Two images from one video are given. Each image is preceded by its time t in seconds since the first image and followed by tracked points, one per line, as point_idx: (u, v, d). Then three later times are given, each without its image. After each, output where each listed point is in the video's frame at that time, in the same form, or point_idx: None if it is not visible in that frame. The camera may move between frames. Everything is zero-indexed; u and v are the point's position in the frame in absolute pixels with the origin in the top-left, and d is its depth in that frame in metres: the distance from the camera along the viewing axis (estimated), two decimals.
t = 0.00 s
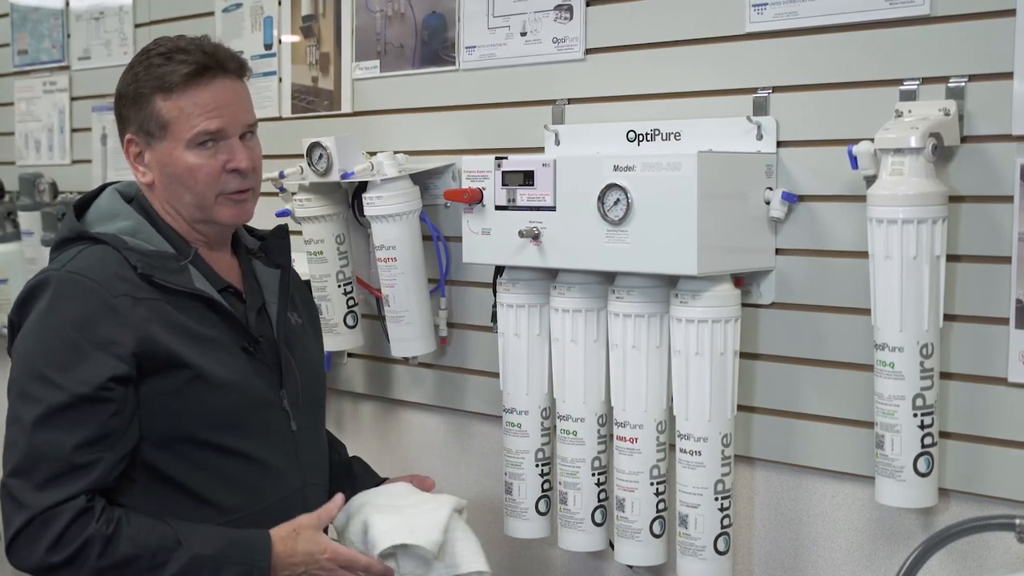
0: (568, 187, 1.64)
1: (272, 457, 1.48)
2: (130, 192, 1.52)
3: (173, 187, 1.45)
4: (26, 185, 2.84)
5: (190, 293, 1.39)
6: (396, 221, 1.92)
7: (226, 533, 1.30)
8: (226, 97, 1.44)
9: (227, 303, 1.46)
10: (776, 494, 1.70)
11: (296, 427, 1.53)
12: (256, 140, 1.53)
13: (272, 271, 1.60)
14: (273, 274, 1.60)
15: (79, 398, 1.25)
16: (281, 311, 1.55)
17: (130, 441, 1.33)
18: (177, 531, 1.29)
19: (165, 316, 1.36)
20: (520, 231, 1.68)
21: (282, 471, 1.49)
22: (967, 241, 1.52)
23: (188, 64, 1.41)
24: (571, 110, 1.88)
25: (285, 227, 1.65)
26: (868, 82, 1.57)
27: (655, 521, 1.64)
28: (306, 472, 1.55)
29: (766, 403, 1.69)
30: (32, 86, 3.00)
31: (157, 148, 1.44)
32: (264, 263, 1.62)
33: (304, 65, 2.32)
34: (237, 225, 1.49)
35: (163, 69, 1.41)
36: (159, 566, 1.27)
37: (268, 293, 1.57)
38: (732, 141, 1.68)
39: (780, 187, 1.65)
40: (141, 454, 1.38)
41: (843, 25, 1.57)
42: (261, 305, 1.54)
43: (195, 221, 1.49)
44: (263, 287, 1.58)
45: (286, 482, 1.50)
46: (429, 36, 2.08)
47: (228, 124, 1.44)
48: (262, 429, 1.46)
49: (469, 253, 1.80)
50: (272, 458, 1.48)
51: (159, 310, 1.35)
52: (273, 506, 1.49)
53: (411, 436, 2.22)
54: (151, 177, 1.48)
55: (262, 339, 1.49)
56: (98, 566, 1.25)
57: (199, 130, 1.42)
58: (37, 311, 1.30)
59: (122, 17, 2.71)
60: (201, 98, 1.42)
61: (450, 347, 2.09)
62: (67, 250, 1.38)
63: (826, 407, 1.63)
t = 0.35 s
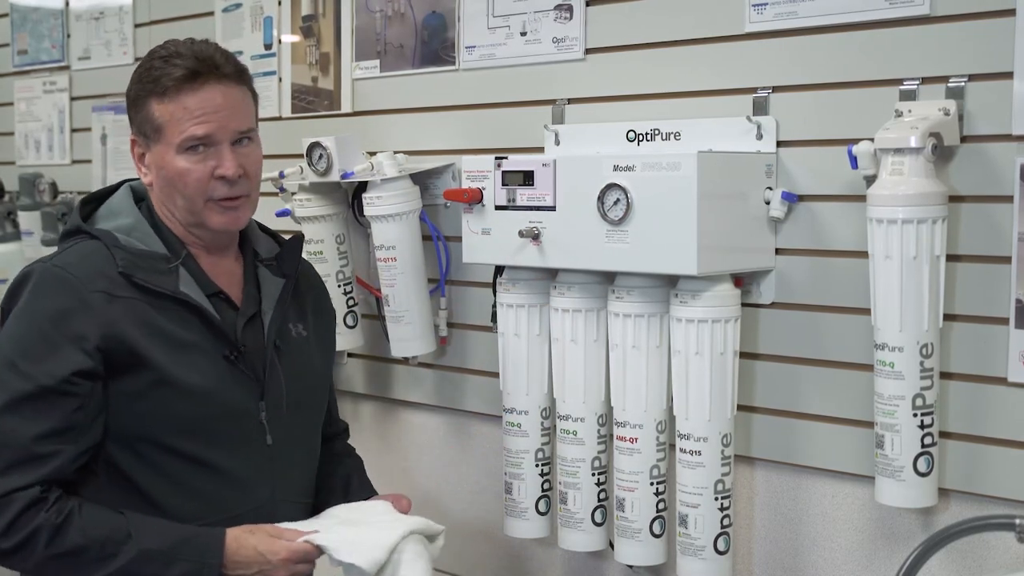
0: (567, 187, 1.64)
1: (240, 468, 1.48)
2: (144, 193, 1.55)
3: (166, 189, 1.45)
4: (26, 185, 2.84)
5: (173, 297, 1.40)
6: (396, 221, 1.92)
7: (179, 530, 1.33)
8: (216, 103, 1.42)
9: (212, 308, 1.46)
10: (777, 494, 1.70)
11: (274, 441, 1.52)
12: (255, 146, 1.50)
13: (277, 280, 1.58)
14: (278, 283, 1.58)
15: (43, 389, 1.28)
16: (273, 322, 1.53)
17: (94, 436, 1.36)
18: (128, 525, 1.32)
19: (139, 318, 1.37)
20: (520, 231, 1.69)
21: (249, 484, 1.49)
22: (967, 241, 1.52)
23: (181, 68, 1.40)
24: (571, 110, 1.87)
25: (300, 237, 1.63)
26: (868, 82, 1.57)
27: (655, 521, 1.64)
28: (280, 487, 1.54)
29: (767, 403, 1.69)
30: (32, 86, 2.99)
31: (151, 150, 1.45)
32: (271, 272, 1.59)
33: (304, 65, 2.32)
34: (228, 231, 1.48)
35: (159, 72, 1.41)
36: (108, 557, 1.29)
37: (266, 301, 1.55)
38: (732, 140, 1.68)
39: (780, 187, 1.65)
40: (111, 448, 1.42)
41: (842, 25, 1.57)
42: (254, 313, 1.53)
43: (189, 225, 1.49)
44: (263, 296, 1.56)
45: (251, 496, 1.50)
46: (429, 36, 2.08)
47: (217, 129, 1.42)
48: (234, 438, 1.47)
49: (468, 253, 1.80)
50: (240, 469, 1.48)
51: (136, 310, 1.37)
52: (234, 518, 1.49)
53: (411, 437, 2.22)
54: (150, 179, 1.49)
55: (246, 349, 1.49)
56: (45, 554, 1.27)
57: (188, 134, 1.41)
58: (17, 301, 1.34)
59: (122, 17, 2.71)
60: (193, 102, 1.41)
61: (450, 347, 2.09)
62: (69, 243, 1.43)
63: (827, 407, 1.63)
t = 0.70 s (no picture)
0: (567, 188, 1.64)
1: (225, 469, 1.47)
2: (133, 191, 1.57)
3: (153, 184, 1.46)
4: (27, 184, 2.86)
5: (158, 294, 1.42)
6: (397, 221, 1.92)
7: (160, 527, 1.34)
8: (204, 95, 1.43)
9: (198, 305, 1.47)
10: (778, 494, 1.70)
11: (262, 441, 1.52)
12: (243, 142, 1.51)
13: (268, 279, 1.60)
14: (268, 282, 1.60)
15: (23, 386, 1.29)
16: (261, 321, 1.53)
17: (77, 434, 1.37)
18: (108, 523, 1.32)
19: (122, 314, 1.38)
20: (521, 231, 1.69)
21: (235, 485, 1.49)
22: (968, 241, 1.52)
23: (169, 61, 1.42)
24: (572, 110, 1.87)
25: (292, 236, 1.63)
26: (870, 82, 1.57)
27: (657, 522, 1.64)
28: (268, 489, 1.54)
29: (768, 403, 1.69)
30: (33, 86, 3.00)
31: (139, 144, 1.46)
32: (263, 270, 1.61)
33: (305, 65, 2.32)
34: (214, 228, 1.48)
35: (147, 65, 1.43)
36: (88, 555, 1.30)
37: (255, 300, 1.57)
38: (733, 141, 1.67)
39: (781, 187, 1.64)
40: (97, 447, 1.42)
41: (843, 25, 1.57)
42: (241, 311, 1.54)
43: (175, 221, 1.49)
44: (252, 294, 1.57)
45: (238, 496, 1.49)
46: (429, 36, 2.08)
47: (204, 122, 1.44)
48: (219, 436, 1.46)
49: (469, 253, 1.81)
50: (225, 467, 1.47)
51: (119, 307, 1.38)
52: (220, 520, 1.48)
53: (412, 437, 2.22)
54: (138, 175, 1.50)
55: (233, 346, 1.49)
56: (24, 552, 1.28)
57: (174, 128, 1.42)
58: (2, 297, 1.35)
59: (123, 17, 2.71)
60: (180, 94, 1.42)
61: (451, 347, 2.09)
62: (52, 240, 1.44)
63: (828, 408, 1.63)
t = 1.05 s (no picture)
0: (569, 188, 1.64)
1: (222, 470, 1.48)
2: (129, 190, 1.57)
3: (157, 182, 1.46)
4: (29, 185, 2.85)
5: (157, 293, 1.42)
6: (399, 221, 1.92)
7: (157, 527, 1.34)
8: (209, 91, 1.44)
9: (197, 306, 1.48)
10: (780, 495, 1.70)
11: (260, 443, 1.52)
12: (247, 139, 1.52)
13: (266, 280, 1.60)
14: (267, 283, 1.60)
15: (19, 385, 1.29)
16: (260, 323, 1.54)
17: (74, 434, 1.36)
18: (105, 524, 1.32)
19: (122, 314, 1.38)
20: (523, 232, 1.69)
21: (232, 487, 1.49)
22: (971, 241, 1.52)
23: (174, 57, 1.42)
24: (574, 111, 1.87)
25: (292, 238, 1.64)
26: (872, 83, 1.56)
27: (659, 523, 1.64)
28: (265, 491, 1.54)
29: (770, 404, 1.69)
30: (35, 87, 3.00)
31: (141, 142, 1.46)
32: (261, 271, 1.61)
33: (307, 65, 2.32)
34: (217, 227, 1.48)
35: (152, 61, 1.43)
36: (85, 557, 1.30)
37: (253, 301, 1.57)
38: (735, 141, 1.67)
39: (783, 188, 1.64)
40: (93, 447, 1.42)
41: (845, 25, 1.57)
42: (239, 312, 1.54)
43: (177, 220, 1.49)
44: (251, 296, 1.57)
45: (236, 498, 1.50)
46: (432, 36, 2.08)
47: (210, 119, 1.44)
48: (218, 438, 1.47)
49: (471, 254, 1.81)
50: (223, 469, 1.48)
51: (118, 305, 1.38)
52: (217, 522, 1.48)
53: (414, 438, 2.22)
54: (139, 173, 1.50)
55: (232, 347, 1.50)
56: (19, 555, 1.28)
57: (179, 124, 1.42)
58: None
59: (125, 19, 2.71)
60: (186, 91, 1.42)
61: (453, 347, 2.10)
62: (50, 238, 1.45)
63: (830, 408, 1.62)
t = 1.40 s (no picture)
0: (569, 190, 1.64)
1: (223, 473, 1.48)
2: (129, 190, 1.57)
3: (157, 180, 1.46)
4: (30, 187, 2.85)
5: (158, 295, 1.42)
6: (399, 223, 1.92)
7: (159, 533, 1.34)
8: (212, 89, 1.44)
9: (198, 308, 1.48)
10: (781, 496, 1.70)
11: (261, 447, 1.53)
12: (248, 138, 1.52)
13: (266, 282, 1.60)
14: (267, 286, 1.60)
15: (20, 387, 1.29)
16: (261, 326, 1.55)
17: (75, 438, 1.36)
18: (108, 529, 1.32)
19: (124, 316, 1.38)
20: (523, 233, 1.69)
21: (233, 490, 1.49)
22: (971, 242, 1.52)
23: (176, 54, 1.42)
24: (575, 112, 1.87)
25: (290, 240, 1.64)
26: (873, 84, 1.56)
27: (659, 524, 1.63)
28: (265, 495, 1.54)
29: (770, 405, 1.69)
30: (36, 88, 2.99)
31: (142, 140, 1.46)
32: (260, 273, 1.61)
33: (307, 67, 2.32)
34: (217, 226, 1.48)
35: (154, 59, 1.43)
36: (88, 563, 1.29)
37: (253, 303, 1.57)
38: (735, 142, 1.67)
39: (784, 188, 1.64)
40: (94, 450, 1.42)
41: (845, 26, 1.57)
42: (240, 314, 1.55)
43: (176, 219, 1.49)
44: (251, 298, 1.58)
45: (236, 501, 1.50)
46: (432, 38, 2.08)
47: (212, 117, 1.44)
48: (220, 442, 1.47)
49: (471, 255, 1.81)
50: (223, 472, 1.48)
51: (119, 307, 1.38)
52: (217, 527, 1.48)
53: (415, 439, 2.22)
54: (138, 171, 1.50)
55: (233, 350, 1.50)
56: (21, 560, 1.27)
57: (181, 122, 1.42)
58: None
59: (126, 20, 2.71)
60: (188, 88, 1.43)
61: (453, 349, 2.10)
62: (49, 239, 1.44)
63: (831, 409, 1.62)
